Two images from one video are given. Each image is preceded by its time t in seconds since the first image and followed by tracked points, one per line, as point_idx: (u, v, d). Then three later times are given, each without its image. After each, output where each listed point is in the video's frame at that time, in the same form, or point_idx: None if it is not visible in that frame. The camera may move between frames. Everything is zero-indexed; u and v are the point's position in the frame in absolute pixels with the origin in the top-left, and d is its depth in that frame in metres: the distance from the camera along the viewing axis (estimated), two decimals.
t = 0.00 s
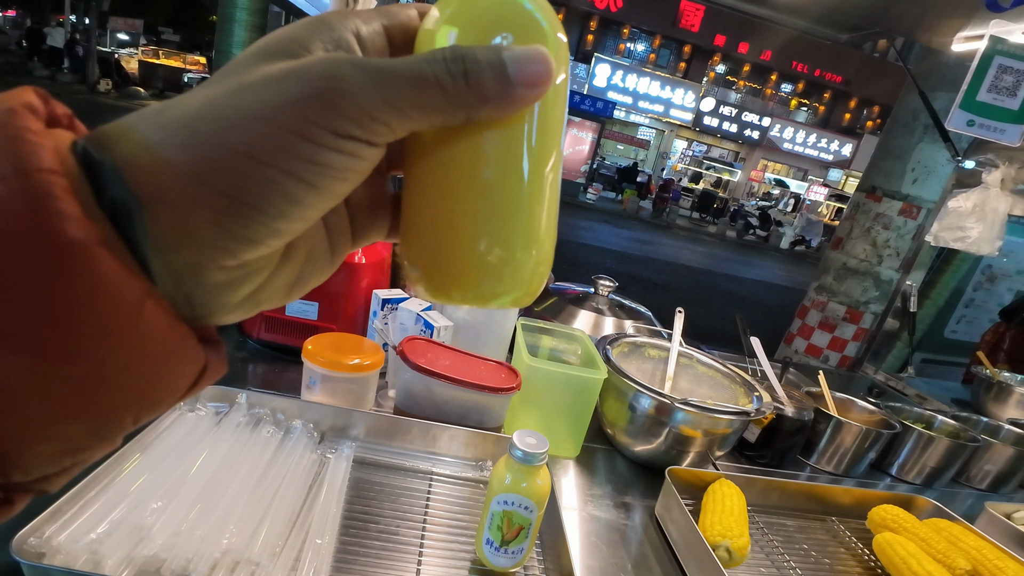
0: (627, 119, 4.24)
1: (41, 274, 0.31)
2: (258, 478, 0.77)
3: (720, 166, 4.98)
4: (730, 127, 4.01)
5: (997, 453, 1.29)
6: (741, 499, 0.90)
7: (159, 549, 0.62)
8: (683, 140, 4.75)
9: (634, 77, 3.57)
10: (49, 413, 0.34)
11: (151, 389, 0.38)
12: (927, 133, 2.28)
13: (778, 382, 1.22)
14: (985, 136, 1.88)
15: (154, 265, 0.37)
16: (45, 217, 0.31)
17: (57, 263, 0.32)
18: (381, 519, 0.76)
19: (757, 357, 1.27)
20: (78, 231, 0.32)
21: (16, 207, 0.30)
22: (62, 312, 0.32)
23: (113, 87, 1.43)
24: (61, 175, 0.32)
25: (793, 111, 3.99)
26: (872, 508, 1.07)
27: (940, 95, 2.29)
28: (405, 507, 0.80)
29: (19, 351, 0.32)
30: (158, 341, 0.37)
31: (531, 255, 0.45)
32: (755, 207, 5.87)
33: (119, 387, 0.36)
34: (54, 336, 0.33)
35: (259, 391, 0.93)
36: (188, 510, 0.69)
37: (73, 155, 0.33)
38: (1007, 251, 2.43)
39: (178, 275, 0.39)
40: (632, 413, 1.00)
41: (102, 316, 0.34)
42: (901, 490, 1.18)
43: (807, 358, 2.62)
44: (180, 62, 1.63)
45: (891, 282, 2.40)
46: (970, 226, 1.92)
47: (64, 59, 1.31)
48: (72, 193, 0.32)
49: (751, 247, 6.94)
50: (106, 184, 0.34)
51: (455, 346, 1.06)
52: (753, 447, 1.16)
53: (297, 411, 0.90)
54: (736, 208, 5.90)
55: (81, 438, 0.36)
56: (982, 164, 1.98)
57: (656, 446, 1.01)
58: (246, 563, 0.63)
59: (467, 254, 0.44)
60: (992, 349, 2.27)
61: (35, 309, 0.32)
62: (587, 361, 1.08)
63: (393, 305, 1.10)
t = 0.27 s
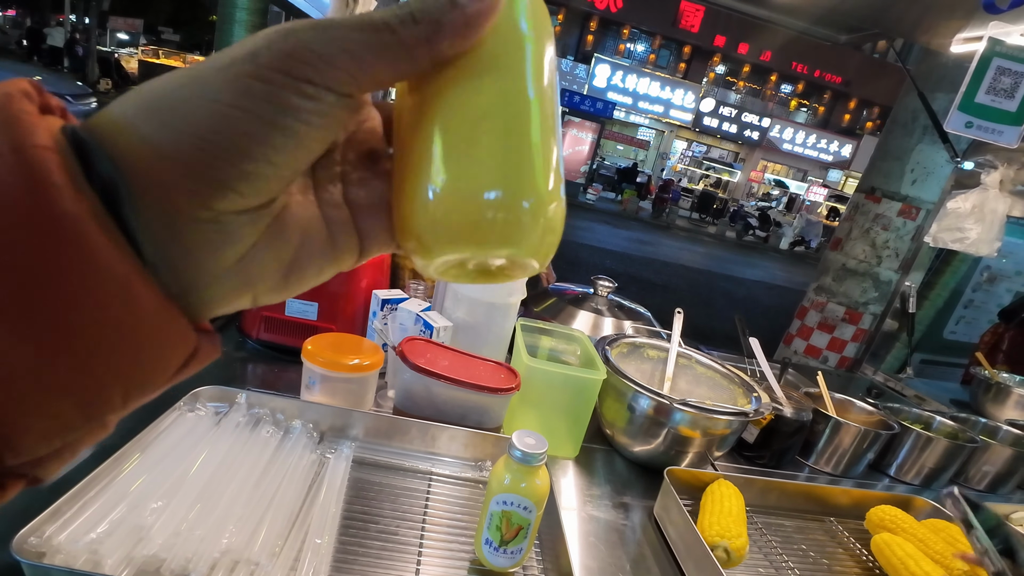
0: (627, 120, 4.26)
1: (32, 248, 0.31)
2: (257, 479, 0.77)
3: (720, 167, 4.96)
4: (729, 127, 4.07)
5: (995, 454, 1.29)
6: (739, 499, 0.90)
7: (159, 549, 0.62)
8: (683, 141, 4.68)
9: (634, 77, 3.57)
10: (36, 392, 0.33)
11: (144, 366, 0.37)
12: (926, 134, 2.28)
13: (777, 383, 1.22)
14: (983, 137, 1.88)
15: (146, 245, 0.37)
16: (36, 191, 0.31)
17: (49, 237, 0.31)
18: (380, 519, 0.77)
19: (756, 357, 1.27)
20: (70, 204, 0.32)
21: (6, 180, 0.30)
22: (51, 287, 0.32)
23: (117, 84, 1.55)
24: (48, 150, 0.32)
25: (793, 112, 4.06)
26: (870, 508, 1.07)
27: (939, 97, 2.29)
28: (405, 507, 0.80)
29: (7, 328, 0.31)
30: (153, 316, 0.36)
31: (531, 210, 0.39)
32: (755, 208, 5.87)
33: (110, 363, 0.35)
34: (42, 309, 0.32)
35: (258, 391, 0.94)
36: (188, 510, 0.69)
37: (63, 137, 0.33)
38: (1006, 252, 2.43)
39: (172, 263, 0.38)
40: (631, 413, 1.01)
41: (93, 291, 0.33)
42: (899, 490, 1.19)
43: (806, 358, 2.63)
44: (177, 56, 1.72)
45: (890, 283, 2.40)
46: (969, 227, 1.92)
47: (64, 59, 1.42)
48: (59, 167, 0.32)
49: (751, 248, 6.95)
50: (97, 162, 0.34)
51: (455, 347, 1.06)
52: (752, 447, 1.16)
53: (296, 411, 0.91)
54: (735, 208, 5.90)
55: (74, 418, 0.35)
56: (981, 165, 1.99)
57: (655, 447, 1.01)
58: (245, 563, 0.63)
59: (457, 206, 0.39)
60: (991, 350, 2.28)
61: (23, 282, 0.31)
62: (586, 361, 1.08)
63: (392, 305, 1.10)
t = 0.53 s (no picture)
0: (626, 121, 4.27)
1: (40, 236, 0.31)
2: (260, 479, 0.78)
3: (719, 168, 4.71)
4: (728, 128, 3.99)
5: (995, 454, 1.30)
6: (740, 500, 0.91)
7: (165, 548, 0.62)
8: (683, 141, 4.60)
9: (634, 78, 3.64)
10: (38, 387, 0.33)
11: (146, 365, 0.37)
12: (927, 135, 2.27)
13: (777, 383, 1.22)
14: (981, 139, 1.89)
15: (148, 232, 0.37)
16: (41, 181, 0.31)
17: (55, 225, 0.32)
18: (383, 519, 0.77)
19: (756, 358, 1.28)
20: (72, 195, 0.32)
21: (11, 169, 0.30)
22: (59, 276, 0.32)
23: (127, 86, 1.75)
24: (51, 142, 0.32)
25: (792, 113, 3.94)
26: (870, 508, 1.07)
27: (939, 98, 2.30)
28: (407, 507, 0.80)
29: (9, 315, 0.31)
30: (155, 312, 0.36)
31: (554, 144, 0.37)
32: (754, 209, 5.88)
33: (112, 358, 0.35)
34: (49, 298, 0.32)
35: (261, 391, 0.94)
36: (193, 509, 0.69)
37: (66, 128, 0.34)
38: (1006, 253, 2.43)
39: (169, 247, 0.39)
40: (632, 414, 1.01)
41: (97, 281, 0.33)
42: (899, 491, 1.19)
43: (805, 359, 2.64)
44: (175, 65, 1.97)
45: (890, 284, 2.41)
46: (968, 228, 1.93)
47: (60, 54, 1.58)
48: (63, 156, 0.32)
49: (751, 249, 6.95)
50: (98, 153, 0.34)
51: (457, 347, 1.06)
52: (752, 448, 1.17)
53: (299, 411, 0.91)
54: (734, 210, 5.84)
55: (72, 419, 0.35)
56: (982, 166, 2.00)
57: (656, 447, 1.01)
58: (249, 563, 0.64)
59: (473, 137, 0.37)
60: (991, 351, 2.29)
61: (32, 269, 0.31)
62: (587, 362, 1.08)
63: (394, 305, 1.10)
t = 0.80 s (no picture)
0: (626, 122, 4.29)
1: (46, 238, 0.33)
2: (262, 477, 0.78)
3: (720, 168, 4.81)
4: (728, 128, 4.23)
5: (993, 454, 1.30)
6: (739, 499, 0.91)
7: (168, 546, 0.63)
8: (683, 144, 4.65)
9: (634, 79, 3.64)
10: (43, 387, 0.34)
11: (146, 366, 0.38)
12: (926, 136, 2.28)
13: (776, 383, 1.23)
14: (979, 140, 1.89)
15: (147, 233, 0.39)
16: (46, 188, 0.33)
17: (60, 229, 0.33)
18: (385, 518, 0.77)
19: (756, 358, 1.28)
20: (75, 201, 0.34)
21: (18, 178, 0.32)
22: (64, 278, 0.34)
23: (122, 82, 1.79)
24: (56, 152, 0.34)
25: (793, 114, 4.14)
26: (869, 508, 1.08)
27: (938, 99, 2.31)
28: (409, 506, 0.81)
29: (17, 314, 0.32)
30: (157, 313, 0.38)
31: (548, 120, 0.37)
32: (754, 209, 5.88)
33: (114, 358, 0.36)
34: (54, 299, 0.33)
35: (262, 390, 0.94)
36: (195, 508, 0.69)
37: (71, 137, 0.35)
38: (1005, 254, 2.44)
39: (168, 249, 0.41)
40: (632, 413, 1.01)
41: (100, 283, 0.35)
42: (898, 490, 1.20)
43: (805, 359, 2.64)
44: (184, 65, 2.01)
45: (889, 285, 2.41)
46: (967, 229, 1.93)
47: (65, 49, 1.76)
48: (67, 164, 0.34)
49: (751, 249, 6.96)
50: (101, 160, 0.36)
51: (457, 346, 1.06)
52: (752, 448, 1.17)
53: (301, 411, 0.91)
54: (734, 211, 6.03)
55: (74, 420, 0.36)
56: (980, 166, 2.01)
57: (656, 447, 1.02)
58: (252, 561, 0.64)
59: (466, 112, 0.37)
60: (991, 351, 2.29)
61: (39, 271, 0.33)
62: (588, 362, 1.09)
63: (395, 305, 1.11)
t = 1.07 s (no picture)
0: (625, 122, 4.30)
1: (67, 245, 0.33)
2: (260, 476, 0.78)
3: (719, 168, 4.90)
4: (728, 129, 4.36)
5: (992, 455, 1.30)
6: (738, 498, 0.91)
7: (164, 545, 0.63)
8: (683, 144, 4.68)
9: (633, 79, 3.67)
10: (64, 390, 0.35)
11: (161, 370, 0.39)
12: (925, 136, 2.26)
13: (775, 383, 1.23)
14: (979, 140, 1.89)
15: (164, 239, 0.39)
16: (70, 195, 0.33)
17: (81, 236, 0.34)
18: (382, 517, 0.77)
19: (754, 359, 1.28)
20: (98, 208, 0.34)
21: (45, 185, 0.33)
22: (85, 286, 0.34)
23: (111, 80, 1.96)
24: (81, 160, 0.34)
25: (792, 115, 4.17)
26: (867, 508, 1.08)
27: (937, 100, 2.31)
28: (406, 505, 0.80)
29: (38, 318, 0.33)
30: (173, 317, 0.39)
31: (551, 169, 0.38)
32: (754, 209, 5.88)
33: (132, 360, 0.37)
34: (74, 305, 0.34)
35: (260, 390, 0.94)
36: (192, 507, 0.69)
37: (91, 144, 0.35)
38: (1004, 255, 2.44)
39: (185, 255, 0.41)
40: (631, 413, 1.01)
41: (120, 289, 0.35)
42: (896, 491, 1.20)
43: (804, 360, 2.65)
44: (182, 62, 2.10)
45: (888, 285, 2.40)
46: (966, 229, 1.93)
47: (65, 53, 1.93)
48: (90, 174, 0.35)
49: (750, 249, 6.97)
50: (120, 166, 0.36)
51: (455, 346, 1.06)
52: (750, 448, 1.17)
53: (299, 410, 0.91)
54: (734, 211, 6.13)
55: (94, 417, 0.37)
56: (978, 167, 2.01)
57: (654, 447, 1.02)
58: (249, 560, 0.64)
59: (474, 160, 0.38)
60: (989, 352, 2.29)
61: (60, 276, 0.34)
62: (586, 362, 1.08)
63: (394, 305, 1.10)
